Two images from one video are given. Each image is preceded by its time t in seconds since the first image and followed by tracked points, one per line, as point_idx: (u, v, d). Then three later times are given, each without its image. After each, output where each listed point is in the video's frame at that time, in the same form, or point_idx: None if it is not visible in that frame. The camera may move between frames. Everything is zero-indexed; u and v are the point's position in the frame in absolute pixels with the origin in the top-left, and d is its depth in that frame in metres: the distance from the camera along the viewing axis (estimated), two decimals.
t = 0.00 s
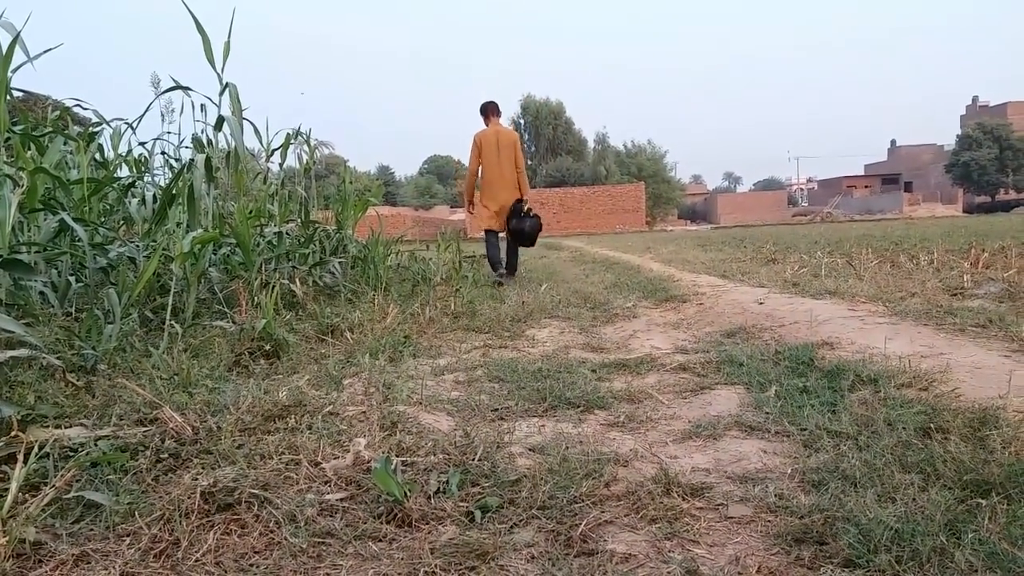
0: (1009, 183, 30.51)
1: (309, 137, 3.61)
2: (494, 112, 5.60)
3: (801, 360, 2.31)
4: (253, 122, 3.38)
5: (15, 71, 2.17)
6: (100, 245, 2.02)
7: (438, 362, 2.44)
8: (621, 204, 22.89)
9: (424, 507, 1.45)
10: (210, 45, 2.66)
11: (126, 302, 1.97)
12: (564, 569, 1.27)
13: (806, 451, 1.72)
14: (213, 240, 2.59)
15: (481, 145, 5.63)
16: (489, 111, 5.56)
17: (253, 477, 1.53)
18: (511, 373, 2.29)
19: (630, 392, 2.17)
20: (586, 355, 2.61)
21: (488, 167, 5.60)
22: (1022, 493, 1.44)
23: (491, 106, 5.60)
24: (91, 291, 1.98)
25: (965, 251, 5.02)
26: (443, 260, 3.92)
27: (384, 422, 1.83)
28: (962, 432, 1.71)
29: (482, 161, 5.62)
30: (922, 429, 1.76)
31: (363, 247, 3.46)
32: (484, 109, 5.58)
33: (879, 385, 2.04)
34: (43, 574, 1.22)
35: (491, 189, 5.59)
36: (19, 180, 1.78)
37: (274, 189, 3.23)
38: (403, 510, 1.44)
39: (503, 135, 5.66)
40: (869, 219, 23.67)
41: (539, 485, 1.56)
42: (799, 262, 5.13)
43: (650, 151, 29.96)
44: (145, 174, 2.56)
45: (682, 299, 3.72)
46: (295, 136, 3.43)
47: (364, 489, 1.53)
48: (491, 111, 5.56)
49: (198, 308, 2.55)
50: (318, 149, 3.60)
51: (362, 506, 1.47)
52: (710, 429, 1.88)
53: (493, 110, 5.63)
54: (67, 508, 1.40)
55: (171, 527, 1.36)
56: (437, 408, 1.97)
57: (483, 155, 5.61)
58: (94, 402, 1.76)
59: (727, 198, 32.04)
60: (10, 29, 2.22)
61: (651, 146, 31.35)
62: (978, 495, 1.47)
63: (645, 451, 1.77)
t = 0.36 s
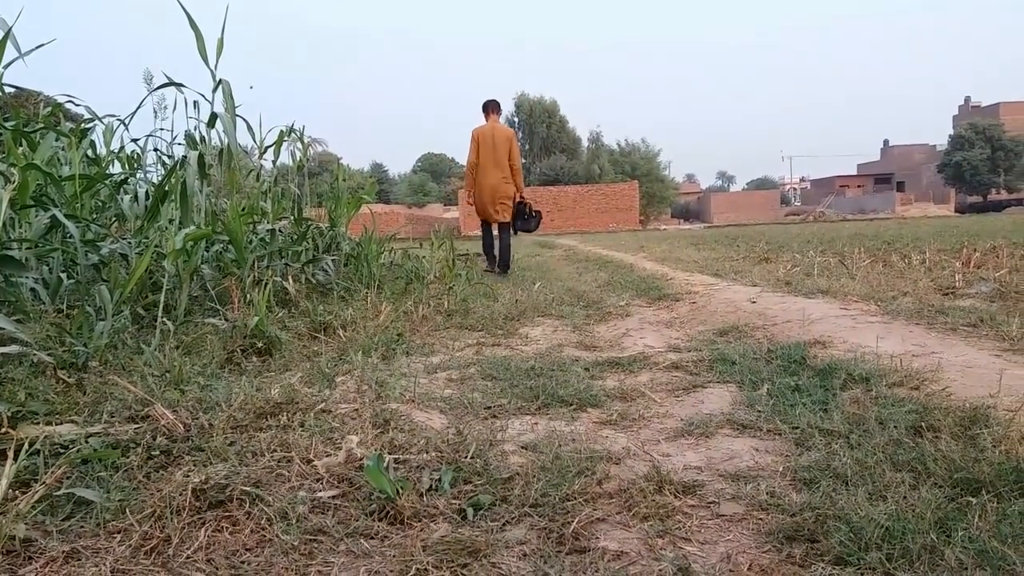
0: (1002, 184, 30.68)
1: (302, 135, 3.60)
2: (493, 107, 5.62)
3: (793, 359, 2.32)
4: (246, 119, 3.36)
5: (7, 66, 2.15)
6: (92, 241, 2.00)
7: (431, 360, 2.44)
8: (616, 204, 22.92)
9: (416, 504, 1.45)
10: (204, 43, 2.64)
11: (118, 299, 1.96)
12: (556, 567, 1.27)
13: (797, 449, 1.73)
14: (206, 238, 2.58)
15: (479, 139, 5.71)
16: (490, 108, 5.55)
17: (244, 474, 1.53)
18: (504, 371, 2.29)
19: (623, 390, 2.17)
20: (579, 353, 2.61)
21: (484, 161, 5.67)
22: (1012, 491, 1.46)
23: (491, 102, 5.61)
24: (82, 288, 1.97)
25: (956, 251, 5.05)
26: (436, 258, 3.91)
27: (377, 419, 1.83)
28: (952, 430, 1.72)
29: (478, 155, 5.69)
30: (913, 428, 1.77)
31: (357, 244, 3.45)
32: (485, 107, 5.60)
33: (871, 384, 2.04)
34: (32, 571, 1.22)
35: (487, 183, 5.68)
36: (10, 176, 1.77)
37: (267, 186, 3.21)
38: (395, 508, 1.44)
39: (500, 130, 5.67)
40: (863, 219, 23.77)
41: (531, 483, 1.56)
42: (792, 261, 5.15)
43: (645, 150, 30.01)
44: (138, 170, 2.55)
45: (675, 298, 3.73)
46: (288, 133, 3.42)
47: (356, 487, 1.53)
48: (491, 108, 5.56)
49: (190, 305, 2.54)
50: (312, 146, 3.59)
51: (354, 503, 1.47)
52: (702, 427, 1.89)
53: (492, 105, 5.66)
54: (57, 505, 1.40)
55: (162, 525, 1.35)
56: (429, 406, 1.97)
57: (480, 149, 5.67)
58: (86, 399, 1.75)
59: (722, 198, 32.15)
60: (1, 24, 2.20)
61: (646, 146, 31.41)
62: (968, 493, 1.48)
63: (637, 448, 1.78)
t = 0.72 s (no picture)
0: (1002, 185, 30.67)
1: (302, 134, 3.59)
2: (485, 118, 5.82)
3: (793, 359, 2.32)
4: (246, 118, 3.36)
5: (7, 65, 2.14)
6: (92, 240, 2.00)
7: (431, 359, 2.43)
8: (616, 204, 22.90)
9: (416, 503, 1.45)
10: (204, 42, 2.64)
11: (118, 298, 1.95)
12: (556, 566, 1.27)
13: (797, 449, 1.73)
14: (207, 236, 2.57)
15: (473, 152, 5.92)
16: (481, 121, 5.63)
17: (245, 473, 1.53)
18: (504, 370, 2.29)
19: (623, 389, 2.17)
20: (579, 352, 2.61)
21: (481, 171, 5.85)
22: (1012, 491, 1.46)
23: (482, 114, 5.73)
24: (83, 287, 1.97)
25: (956, 251, 5.04)
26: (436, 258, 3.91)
27: (377, 418, 1.83)
28: (952, 430, 1.72)
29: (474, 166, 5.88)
30: (913, 427, 1.77)
31: (357, 243, 3.45)
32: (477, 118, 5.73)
33: (871, 383, 2.04)
34: (33, 569, 1.22)
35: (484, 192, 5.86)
36: (10, 175, 1.76)
37: (267, 185, 3.21)
38: (395, 507, 1.44)
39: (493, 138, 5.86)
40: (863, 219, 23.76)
41: (531, 482, 1.56)
42: (792, 261, 5.14)
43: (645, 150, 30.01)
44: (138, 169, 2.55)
45: (675, 297, 3.73)
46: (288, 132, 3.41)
47: (356, 486, 1.53)
48: (482, 120, 5.64)
49: (190, 304, 2.54)
50: (312, 145, 3.58)
51: (355, 502, 1.47)
52: (702, 426, 1.89)
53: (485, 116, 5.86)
54: (57, 503, 1.40)
55: (163, 523, 1.35)
56: (430, 405, 1.97)
57: (475, 159, 5.88)
58: (86, 398, 1.74)
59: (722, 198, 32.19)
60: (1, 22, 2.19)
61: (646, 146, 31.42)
62: (968, 492, 1.48)
63: (637, 448, 1.78)
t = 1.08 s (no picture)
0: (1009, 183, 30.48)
1: (307, 135, 3.60)
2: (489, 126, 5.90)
3: (799, 359, 2.31)
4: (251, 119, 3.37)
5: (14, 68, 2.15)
6: (99, 241, 2.00)
7: (437, 360, 2.43)
8: (620, 203, 22.87)
9: (422, 504, 1.46)
10: (210, 43, 2.65)
11: (126, 300, 1.95)
12: (561, 567, 1.28)
13: (804, 449, 1.72)
14: (213, 238, 2.58)
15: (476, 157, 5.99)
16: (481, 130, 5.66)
17: (251, 474, 1.53)
18: (510, 371, 2.29)
19: (629, 390, 2.17)
20: (585, 352, 2.60)
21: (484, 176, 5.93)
22: (1020, 492, 1.46)
23: (484, 122, 5.79)
24: (90, 288, 1.98)
25: (963, 250, 5.01)
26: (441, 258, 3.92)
27: (383, 419, 1.83)
28: (960, 430, 1.71)
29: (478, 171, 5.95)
30: (920, 428, 1.76)
31: (362, 244, 3.45)
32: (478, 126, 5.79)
33: (878, 383, 2.03)
34: (42, 570, 1.23)
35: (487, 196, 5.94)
36: (18, 177, 1.77)
37: (273, 186, 3.21)
38: (402, 507, 1.45)
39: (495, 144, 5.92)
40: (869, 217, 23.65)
41: (537, 483, 1.56)
42: (798, 260, 5.12)
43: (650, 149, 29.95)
44: (145, 171, 2.56)
45: (681, 297, 3.73)
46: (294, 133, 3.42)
47: (362, 486, 1.53)
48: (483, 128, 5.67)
49: (197, 305, 2.55)
50: (317, 146, 3.59)
51: (361, 503, 1.48)
52: (708, 427, 1.88)
53: (489, 125, 5.96)
54: (66, 504, 1.41)
55: (170, 524, 1.36)
56: (436, 406, 1.97)
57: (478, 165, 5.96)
58: (94, 399, 1.75)
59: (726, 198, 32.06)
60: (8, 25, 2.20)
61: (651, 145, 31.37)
62: (975, 493, 1.48)
63: (643, 448, 1.78)
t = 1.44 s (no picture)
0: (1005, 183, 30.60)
1: (304, 131, 3.58)
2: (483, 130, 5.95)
3: (794, 357, 2.31)
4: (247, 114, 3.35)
5: (9, 62, 2.13)
6: (94, 237, 1.99)
7: (432, 357, 2.43)
8: (617, 202, 22.88)
9: (417, 500, 1.46)
10: (206, 39, 2.64)
11: (120, 295, 1.94)
12: (556, 564, 1.29)
13: (798, 447, 1.73)
14: (208, 234, 2.57)
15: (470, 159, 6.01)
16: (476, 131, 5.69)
17: (246, 470, 1.53)
18: (506, 368, 2.28)
19: (624, 387, 2.17)
20: (581, 350, 2.60)
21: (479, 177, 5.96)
22: (1012, 489, 1.47)
23: (479, 124, 5.82)
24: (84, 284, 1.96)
25: (958, 249, 5.03)
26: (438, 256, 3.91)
27: (378, 416, 1.83)
28: (954, 428, 1.72)
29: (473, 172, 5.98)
30: (914, 426, 1.77)
31: (358, 241, 3.45)
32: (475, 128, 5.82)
33: (873, 381, 2.04)
34: (34, 566, 1.23)
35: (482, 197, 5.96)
36: (12, 172, 1.75)
37: (269, 182, 3.19)
38: (396, 504, 1.45)
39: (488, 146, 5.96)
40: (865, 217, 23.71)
41: (532, 480, 1.56)
42: (794, 259, 5.14)
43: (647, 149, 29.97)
44: (140, 166, 2.54)
45: (677, 295, 3.73)
46: (290, 129, 3.40)
47: (357, 483, 1.53)
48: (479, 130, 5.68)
49: (192, 301, 2.53)
50: (313, 143, 3.58)
51: (355, 499, 1.48)
52: (703, 424, 1.88)
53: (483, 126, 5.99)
54: (58, 500, 1.40)
55: (164, 520, 1.36)
56: (431, 403, 1.97)
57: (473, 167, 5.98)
58: (88, 395, 1.74)
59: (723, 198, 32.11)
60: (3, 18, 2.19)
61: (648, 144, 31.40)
62: (968, 491, 1.49)
63: (638, 446, 1.78)
